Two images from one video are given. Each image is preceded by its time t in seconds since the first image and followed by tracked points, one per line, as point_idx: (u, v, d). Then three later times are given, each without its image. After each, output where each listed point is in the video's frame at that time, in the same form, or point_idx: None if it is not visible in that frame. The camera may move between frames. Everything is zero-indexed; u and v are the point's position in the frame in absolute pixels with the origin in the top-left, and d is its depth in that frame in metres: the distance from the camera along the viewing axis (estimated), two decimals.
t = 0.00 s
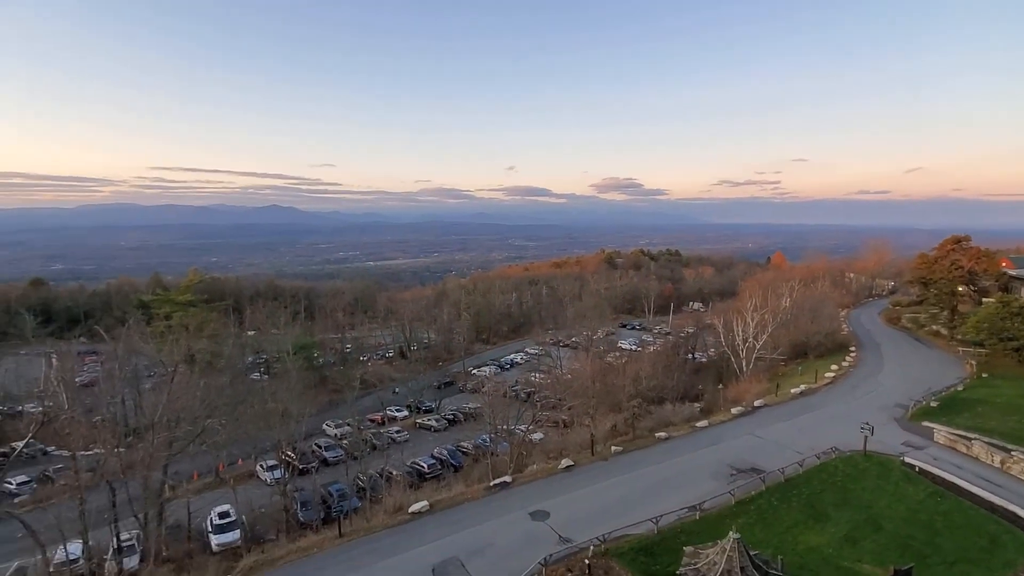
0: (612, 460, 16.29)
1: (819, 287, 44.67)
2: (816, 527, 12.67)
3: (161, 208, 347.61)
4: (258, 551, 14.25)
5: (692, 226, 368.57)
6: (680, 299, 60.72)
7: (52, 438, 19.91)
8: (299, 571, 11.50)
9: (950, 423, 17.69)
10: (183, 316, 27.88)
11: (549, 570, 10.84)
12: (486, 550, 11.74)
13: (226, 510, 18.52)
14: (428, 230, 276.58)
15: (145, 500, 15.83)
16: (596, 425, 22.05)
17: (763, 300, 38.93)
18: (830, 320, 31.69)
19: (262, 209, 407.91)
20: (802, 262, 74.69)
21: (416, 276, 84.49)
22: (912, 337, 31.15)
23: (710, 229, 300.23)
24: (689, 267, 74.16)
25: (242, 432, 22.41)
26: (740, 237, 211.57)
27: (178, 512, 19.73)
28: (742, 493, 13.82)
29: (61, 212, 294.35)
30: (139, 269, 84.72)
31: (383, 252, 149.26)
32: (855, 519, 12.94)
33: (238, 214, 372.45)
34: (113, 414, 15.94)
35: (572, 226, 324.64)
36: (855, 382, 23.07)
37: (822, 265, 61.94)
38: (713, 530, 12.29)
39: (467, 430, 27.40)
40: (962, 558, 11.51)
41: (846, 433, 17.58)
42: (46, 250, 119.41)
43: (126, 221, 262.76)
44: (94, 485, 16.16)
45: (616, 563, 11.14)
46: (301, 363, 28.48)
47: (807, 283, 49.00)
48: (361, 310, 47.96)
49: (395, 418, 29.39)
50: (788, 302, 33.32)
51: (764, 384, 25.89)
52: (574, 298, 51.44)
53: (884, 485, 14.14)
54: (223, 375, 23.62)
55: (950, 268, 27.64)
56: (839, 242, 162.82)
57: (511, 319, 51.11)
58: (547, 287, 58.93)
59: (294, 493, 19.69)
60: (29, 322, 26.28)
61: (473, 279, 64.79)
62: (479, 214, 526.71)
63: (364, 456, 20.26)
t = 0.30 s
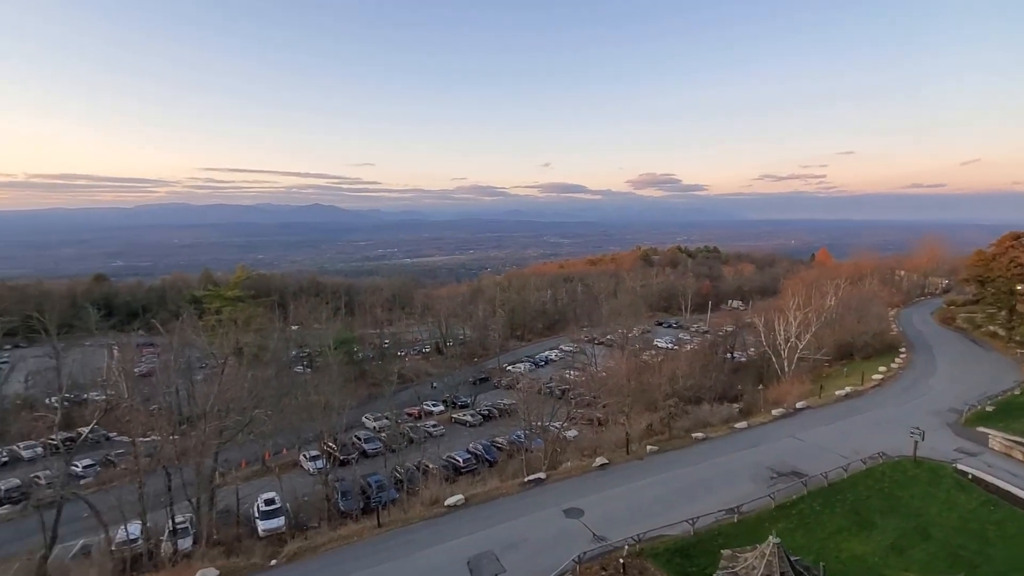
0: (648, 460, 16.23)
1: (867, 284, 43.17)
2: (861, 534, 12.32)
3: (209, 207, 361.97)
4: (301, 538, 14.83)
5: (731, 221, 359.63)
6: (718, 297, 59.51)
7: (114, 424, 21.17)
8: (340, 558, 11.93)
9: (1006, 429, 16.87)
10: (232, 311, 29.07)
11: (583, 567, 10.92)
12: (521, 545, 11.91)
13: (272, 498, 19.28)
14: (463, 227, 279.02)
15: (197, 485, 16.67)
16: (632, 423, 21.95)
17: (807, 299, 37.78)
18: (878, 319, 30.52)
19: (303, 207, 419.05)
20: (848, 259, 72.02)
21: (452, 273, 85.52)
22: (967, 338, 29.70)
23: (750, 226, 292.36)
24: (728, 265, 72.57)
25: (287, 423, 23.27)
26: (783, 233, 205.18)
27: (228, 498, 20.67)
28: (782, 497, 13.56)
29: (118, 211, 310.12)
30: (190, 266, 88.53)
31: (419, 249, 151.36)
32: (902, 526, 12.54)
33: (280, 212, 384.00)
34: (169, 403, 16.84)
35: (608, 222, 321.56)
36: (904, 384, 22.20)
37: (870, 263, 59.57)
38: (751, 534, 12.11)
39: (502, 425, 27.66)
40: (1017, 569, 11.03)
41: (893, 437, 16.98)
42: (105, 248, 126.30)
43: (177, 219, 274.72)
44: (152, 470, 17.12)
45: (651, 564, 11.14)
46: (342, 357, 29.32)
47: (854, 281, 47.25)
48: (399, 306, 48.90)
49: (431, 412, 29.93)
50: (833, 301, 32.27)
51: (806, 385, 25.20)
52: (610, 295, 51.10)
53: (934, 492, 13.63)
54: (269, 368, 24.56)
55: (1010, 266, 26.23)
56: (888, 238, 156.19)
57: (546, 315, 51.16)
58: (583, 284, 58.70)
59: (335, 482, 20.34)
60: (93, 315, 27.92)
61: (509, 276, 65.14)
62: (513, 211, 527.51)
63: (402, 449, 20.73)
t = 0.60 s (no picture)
0: (685, 462, 16.06)
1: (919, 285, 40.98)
2: (911, 545, 11.85)
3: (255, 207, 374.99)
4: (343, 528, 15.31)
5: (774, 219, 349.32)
6: (760, 297, 57.99)
7: (170, 414, 22.33)
8: (379, 550, 12.28)
9: None
10: (278, 307, 30.17)
11: (619, 568, 10.91)
12: (556, 544, 11.99)
13: (315, 489, 19.95)
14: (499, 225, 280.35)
15: (246, 474, 17.42)
16: (669, 425, 21.72)
17: (855, 299, 36.44)
18: (933, 321, 29.11)
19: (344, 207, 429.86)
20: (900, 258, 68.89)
21: (488, 271, 86.04)
22: None
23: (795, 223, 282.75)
24: (771, 263, 70.56)
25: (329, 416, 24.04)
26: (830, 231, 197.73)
27: (274, 487, 21.51)
28: (827, 505, 13.20)
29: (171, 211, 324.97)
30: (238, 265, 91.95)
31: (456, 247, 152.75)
32: (955, 538, 12.01)
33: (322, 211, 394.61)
34: (221, 395, 17.67)
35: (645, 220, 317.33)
36: (960, 390, 21.19)
37: (924, 262, 56.85)
38: (793, 541, 11.83)
39: (537, 424, 27.79)
40: None
41: (948, 446, 16.24)
42: (161, 246, 132.70)
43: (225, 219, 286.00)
44: (204, 459, 17.99)
45: (688, 567, 11.03)
46: (381, 353, 30.03)
47: (906, 281, 45.26)
48: (437, 303, 49.65)
49: (467, 409, 30.30)
50: (885, 302, 30.99)
51: (854, 389, 24.34)
52: (647, 295, 50.51)
53: (990, 503, 13.02)
54: (313, 363, 25.41)
55: None
56: (944, 236, 148.60)
57: (582, 314, 50.98)
58: (619, 283, 58.18)
59: (374, 475, 20.88)
60: (151, 310, 29.47)
61: (545, 274, 65.17)
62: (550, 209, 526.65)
63: (439, 445, 21.09)
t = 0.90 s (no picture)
0: (716, 468, 15.86)
1: (966, 290, 39.30)
2: (954, 559, 11.40)
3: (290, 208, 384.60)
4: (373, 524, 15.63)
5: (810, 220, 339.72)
6: (795, 300, 56.56)
7: (210, 409, 23.20)
8: (407, 546, 12.50)
9: None
10: (312, 306, 30.96)
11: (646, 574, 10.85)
12: (582, 546, 12.02)
13: (346, 485, 20.40)
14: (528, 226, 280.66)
15: (280, 468, 17.96)
16: (699, 429, 21.47)
17: (897, 303, 35.24)
18: (980, 327, 27.93)
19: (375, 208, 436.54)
20: (945, 261, 66.18)
21: (516, 272, 86.17)
22: None
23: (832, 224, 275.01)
24: (807, 266, 68.76)
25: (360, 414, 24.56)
26: (870, 232, 191.32)
27: (307, 482, 22.10)
28: (865, 516, 12.86)
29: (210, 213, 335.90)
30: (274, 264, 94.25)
31: (485, 248, 153.50)
32: (1002, 553, 11.51)
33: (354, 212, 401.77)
34: (257, 391, 18.26)
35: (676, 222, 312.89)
36: (1009, 400, 20.30)
37: (970, 265, 54.51)
38: (828, 551, 11.56)
39: (564, 425, 27.80)
40: None
41: (994, 458, 15.59)
42: (199, 247, 137.18)
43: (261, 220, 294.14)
44: (241, 452, 18.61)
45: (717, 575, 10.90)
46: (411, 352, 30.49)
47: (952, 285, 43.50)
48: (465, 304, 50.07)
49: (495, 409, 30.49)
50: (928, 307, 29.92)
51: (894, 397, 23.58)
52: (677, 297, 49.86)
53: None
54: (345, 361, 25.99)
55: None
56: (993, 238, 142.15)
57: (611, 316, 50.69)
58: (649, 284, 57.61)
59: (403, 473, 21.23)
60: (193, 308, 30.61)
61: (573, 275, 65.01)
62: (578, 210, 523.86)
63: (466, 444, 21.30)
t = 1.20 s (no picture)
0: (741, 480, 15.60)
1: (1004, 299, 37.99)
2: None
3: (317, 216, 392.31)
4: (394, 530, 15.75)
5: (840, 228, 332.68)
6: (823, 309, 55.33)
7: (239, 413, 23.73)
8: (429, 553, 12.56)
9: None
10: (338, 313, 31.47)
11: None
12: (604, 558, 11.92)
13: (368, 490, 20.60)
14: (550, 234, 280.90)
15: (305, 472, 18.25)
16: (724, 441, 21.14)
17: (931, 313, 34.26)
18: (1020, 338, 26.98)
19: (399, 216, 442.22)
20: (983, 270, 63.97)
21: (538, 280, 86.07)
22: None
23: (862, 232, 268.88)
24: (836, 274, 67.23)
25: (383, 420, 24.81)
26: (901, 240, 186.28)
27: (331, 486, 22.40)
28: (898, 533, 12.50)
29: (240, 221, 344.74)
30: (300, 272, 95.73)
31: (507, 256, 153.90)
32: None
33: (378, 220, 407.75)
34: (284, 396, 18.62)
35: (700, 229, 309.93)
36: None
37: (1010, 274, 52.62)
38: (859, 567, 11.21)
39: (586, 434, 27.65)
40: None
41: None
42: (229, 254, 140.99)
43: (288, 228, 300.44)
44: (268, 456, 18.97)
45: None
46: (433, 359, 30.73)
47: (989, 295, 42.08)
48: (488, 311, 50.26)
49: (516, 417, 30.49)
50: (964, 317, 29.04)
51: (928, 410, 22.89)
52: (701, 306, 49.24)
53: None
54: (368, 367, 26.32)
55: None
56: None
57: (634, 325, 50.32)
58: (672, 292, 57.01)
59: (425, 479, 21.36)
60: (223, 314, 31.40)
61: (596, 283, 64.76)
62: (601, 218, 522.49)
63: (488, 452, 21.34)
